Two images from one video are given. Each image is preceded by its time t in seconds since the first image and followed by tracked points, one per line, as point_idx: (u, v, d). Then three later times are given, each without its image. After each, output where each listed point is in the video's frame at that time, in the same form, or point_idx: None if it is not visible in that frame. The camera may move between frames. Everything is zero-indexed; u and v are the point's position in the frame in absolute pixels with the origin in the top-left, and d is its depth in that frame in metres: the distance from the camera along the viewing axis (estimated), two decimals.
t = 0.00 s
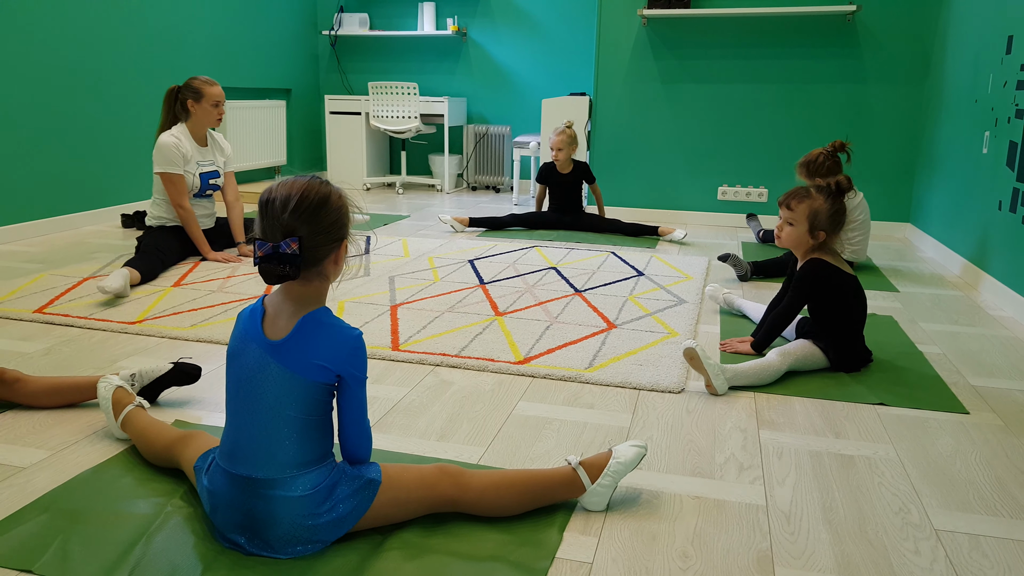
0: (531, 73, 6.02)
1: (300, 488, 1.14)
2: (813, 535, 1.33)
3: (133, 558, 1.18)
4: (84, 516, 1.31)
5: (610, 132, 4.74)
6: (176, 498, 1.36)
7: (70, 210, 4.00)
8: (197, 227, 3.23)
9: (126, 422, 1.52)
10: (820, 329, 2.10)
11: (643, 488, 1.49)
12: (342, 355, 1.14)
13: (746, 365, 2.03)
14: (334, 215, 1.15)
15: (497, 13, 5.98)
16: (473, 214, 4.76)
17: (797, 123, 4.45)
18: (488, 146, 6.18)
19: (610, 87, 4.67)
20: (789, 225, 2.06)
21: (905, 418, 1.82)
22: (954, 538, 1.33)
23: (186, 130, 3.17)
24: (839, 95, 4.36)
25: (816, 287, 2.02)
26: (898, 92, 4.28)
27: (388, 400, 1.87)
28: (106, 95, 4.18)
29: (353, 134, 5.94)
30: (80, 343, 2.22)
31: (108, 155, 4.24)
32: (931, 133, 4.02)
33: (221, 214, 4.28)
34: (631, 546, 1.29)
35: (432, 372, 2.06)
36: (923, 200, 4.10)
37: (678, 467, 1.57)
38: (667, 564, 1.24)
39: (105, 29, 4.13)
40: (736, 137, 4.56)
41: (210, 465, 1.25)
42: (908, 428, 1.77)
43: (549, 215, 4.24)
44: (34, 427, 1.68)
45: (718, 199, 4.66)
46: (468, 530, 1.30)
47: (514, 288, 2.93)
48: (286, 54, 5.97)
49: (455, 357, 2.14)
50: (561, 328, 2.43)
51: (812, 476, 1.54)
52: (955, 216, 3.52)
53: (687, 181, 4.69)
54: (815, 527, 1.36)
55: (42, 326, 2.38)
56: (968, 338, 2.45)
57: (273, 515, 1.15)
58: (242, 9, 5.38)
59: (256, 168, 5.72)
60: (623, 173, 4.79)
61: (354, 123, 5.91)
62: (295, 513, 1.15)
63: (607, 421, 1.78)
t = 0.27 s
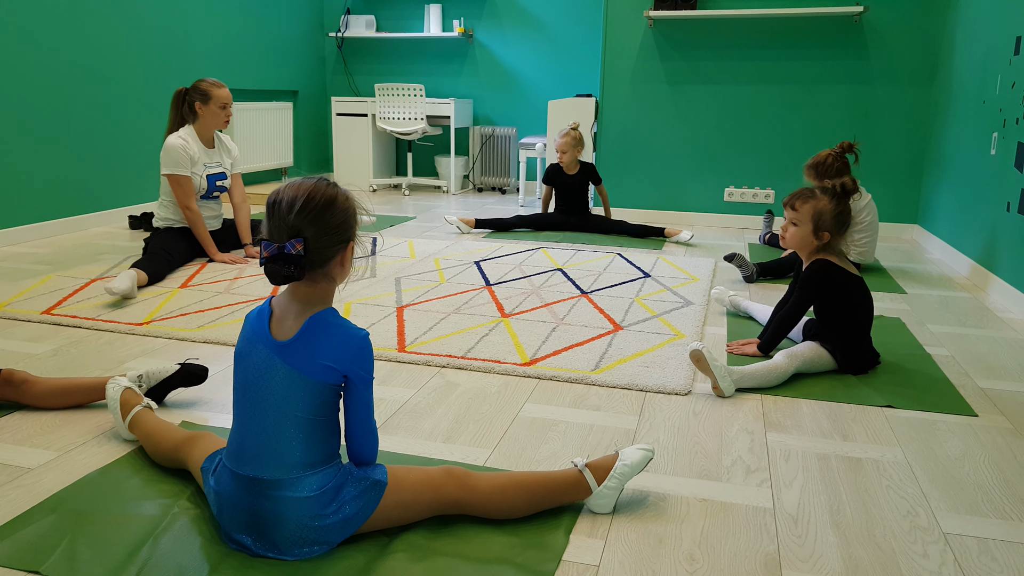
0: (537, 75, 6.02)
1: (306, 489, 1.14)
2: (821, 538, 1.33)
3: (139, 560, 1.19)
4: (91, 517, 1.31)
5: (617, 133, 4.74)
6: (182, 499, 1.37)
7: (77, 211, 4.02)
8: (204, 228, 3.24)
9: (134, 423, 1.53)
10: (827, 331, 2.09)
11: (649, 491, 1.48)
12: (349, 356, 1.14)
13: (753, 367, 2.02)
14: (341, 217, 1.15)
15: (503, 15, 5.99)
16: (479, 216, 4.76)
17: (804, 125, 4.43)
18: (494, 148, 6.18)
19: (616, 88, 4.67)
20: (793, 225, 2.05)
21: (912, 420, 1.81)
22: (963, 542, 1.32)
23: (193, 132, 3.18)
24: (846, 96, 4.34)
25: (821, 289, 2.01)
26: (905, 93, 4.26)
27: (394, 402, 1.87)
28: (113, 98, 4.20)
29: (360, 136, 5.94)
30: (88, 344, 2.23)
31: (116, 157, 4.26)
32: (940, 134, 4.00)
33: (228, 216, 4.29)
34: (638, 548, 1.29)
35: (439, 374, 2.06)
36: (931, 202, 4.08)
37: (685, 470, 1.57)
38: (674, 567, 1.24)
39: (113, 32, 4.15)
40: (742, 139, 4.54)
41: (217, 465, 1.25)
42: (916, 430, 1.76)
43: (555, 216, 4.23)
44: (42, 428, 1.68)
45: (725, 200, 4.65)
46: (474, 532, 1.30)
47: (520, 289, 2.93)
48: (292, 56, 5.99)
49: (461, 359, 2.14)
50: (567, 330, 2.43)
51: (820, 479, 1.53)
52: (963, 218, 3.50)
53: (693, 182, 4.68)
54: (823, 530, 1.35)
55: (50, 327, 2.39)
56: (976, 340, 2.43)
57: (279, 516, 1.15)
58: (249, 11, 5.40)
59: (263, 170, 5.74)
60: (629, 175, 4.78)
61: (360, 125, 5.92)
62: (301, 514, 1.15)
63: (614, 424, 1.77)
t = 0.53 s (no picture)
0: (542, 76, 6.03)
1: (310, 491, 1.15)
2: (827, 540, 1.32)
3: (144, 562, 1.19)
4: (96, 519, 1.32)
5: (622, 135, 4.74)
6: (187, 501, 1.37)
7: (83, 214, 4.04)
8: (210, 230, 3.25)
9: (139, 425, 1.54)
10: (834, 331, 2.08)
11: (654, 493, 1.48)
12: (352, 358, 1.14)
13: (759, 369, 2.01)
14: (342, 218, 1.15)
15: (508, 17, 6.00)
16: (484, 217, 4.77)
17: (809, 125, 4.43)
18: (499, 149, 6.18)
19: (621, 90, 4.67)
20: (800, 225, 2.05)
21: (918, 422, 1.81)
22: (969, 544, 1.32)
23: (198, 134, 3.19)
24: (852, 96, 4.33)
25: (826, 290, 2.00)
26: (911, 93, 4.24)
27: (400, 404, 1.87)
28: (119, 101, 4.22)
29: (365, 138, 5.95)
30: (94, 346, 2.24)
31: (122, 159, 4.28)
32: (946, 135, 3.99)
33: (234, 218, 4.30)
34: (643, 550, 1.29)
35: (444, 375, 2.07)
36: (937, 202, 4.07)
37: (690, 472, 1.57)
38: (679, 569, 1.24)
39: (119, 35, 4.17)
40: (747, 140, 4.54)
41: (221, 468, 1.25)
42: (922, 432, 1.75)
43: (560, 218, 4.24)
44: (48, 430, 1.69)
45: (730, 201, 4.64)
46: (479, 534, 1.30)
47: (525, 291, 2.93)
48: (298, 58, 6.01)
49: (466, 361, 2.14)
50: (572, 332, 2.43)
51: (826, 481, 1.53)
52: (969, 218, 3.49)
53: (699, 183, 4.68)
54: (829, 532, 1.35)
55: (57, 329, 2.40)
56: (983, 341, 2.42)
57: (284, 518, 1.15)
58: (254, 14, 5.42)
59: (268, 171, 5.76)
60: (634, 176, 4.78)
61: (365, 126, 5.93)
62: (306, 516, 1.15)
63: (619, 425, 1.77)
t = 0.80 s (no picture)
0: (545, 76, 6.02)
1: (312, 493, 1.15)
2: (830, 541, 1.32)
3: (147, 563, 1.19)
4: (99, 520, 1.32)
5: (625, 135, 4.73)
6: (190, 503, 1.38)
7: (86, 215, 4.05)
8: (212, 231, 3.25)
9: (142, 427, 1.54)
10: (836, 331, 2.08)
11: (657, 494, 1.48)
12: (353, 359, 1.14)
13: (764, 371, 2.01)
14: (342, 218, 1.15)
15: (510, 17, 5.99)
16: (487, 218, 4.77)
17: (812, 125, 4.42)
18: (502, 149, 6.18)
19: (623, 90, 4.67)
20: (804, 225, 2.05)
21: (922, 422, 1.81)
22: (973, 544, 1.32)
23: (201, 135, 3.20)
24: (855, 96, 4.32)
25: (830, 290, 2.00)
26: (914, 93, 4.24)
27: (402, 404, 1.87)
28: (122, 102, 4.23)
29: (367, 138, 5.95)
30: (96, 347, 2.25)
31: (125, 161, 4.29)
32: (949, 134, 3.98)
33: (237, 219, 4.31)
34: (646, 551, 1.29)
35: (446, 376, 2.07)
36: (941, 202, 4.06)
37: (693, 472, 1.56)
38: (682, 570, 1.24)
39: (121, 37, 4.18)
40: (750, 140, 4.53)
41: (223, 470, 1.26)
42: (926, 433, 1.75)
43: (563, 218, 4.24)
44: (51, 432, 1.70)
45: (733, 201, 4.64)
46: (481, 535, 1.30)
47: (528, 291, 2.93)
48: (300, 59, 6.02)
49: (469, 361, 2.14)
50: (575, 332, 2.43)
51: (829, 482, 1.53)
52: (972, 218, 3.49)
53: (702, 183, 4.67)
54: (832, 533, 1.35)
55: (60, 330, 2.40)
56: (986, 341, 2.42)
57: (286, 520, 1.15)
58: (256, 15, 5.43)
59: (271, 172, 5.76)
60: (637, 176, 4.77)
61: (368, 127, 5.94)
62: (307, 518, 1.15)
63: (621, 426, 1.77)
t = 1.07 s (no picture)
0: (547, 75, 6.02)
1: (313, 493, 1.15)
2: (832, 540, 1.32)
3: (148, 563, 1.20)
4: (100, 520, 1.32)
5: (626, 134, 4.73)
6: (191, 502, 1.38)
7: (88, 215, 4.06)
8: (214, 230, 3.25)
9: (143, 426, 1.54)
10: (839, 330, 2.08)
11: (658, 493, 1.48)
12: (354, 359, 1.14)
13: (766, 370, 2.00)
14: (344, 218, 1.15)
15: (512, 16, 5.99)
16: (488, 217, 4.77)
17: (814, 123, 4.41)
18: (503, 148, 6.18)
19: (625, 89, 4.66)
20: (806, 223, 2.04)
21: (923, 420, 1.80)
22: (975, 543, 1.31)
23: (202, 134, 3.20)
24: (857, 95, 4.32)
25: (832, 289, 2.00)
26: (916, 91, 4.23)
27: (404, 403, 1.87)
28: (122, 102, 4.23)
29: (369, 138, 5.95)
30: (97, 347, 2.25)
31: (126, 161, 4.29)
32: (951, 133, 3.97)
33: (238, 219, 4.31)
34: (647, 550, 1.29)
35: (448, 375, 2.07)
36: (942, 200, 4.05)
37: (694, 471, 1.56)
38: (684, 569, 1.24)
39: (122, 37, 4.18)
40: (752, 139, 4.53)
41: (225, 469, 1.26)
42: (928, 431, 1.75)
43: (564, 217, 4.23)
44: (52, 431, 1.70)
45: (735, 200, 4.63)
46: (483, 534, 1.30)
47: (530, 291, 2.93)
48: (301, 59, 6.02)
49: (471, 360, 2.14)
50: (576, 331, 2.42)
51: (831, 480, 1.53)
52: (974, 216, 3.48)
53: (703, 182, 4.67)
54: (833, 532, 1.34)
55: (61, 329, 2.41)
56: (988, 339, 2.42)
57: (288, 520, 1.15)
58: (257, 14, 5.43)
59: (272, 171, 5.76)
60: (638, 175, 4.77)
61: (369, 126, 5.94)
62: (309, 518, 1.15)
63: (623, 425, 1.77)
